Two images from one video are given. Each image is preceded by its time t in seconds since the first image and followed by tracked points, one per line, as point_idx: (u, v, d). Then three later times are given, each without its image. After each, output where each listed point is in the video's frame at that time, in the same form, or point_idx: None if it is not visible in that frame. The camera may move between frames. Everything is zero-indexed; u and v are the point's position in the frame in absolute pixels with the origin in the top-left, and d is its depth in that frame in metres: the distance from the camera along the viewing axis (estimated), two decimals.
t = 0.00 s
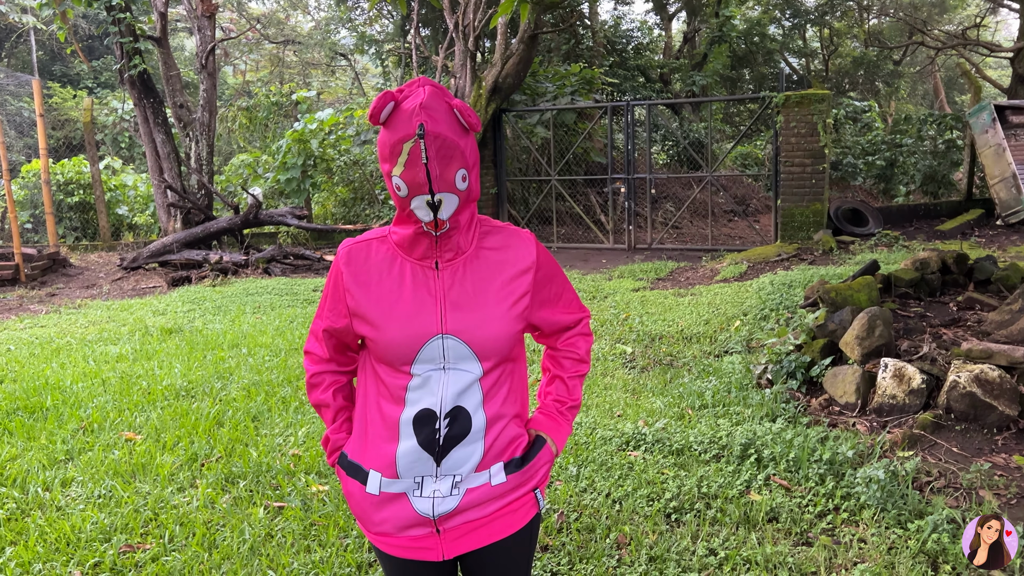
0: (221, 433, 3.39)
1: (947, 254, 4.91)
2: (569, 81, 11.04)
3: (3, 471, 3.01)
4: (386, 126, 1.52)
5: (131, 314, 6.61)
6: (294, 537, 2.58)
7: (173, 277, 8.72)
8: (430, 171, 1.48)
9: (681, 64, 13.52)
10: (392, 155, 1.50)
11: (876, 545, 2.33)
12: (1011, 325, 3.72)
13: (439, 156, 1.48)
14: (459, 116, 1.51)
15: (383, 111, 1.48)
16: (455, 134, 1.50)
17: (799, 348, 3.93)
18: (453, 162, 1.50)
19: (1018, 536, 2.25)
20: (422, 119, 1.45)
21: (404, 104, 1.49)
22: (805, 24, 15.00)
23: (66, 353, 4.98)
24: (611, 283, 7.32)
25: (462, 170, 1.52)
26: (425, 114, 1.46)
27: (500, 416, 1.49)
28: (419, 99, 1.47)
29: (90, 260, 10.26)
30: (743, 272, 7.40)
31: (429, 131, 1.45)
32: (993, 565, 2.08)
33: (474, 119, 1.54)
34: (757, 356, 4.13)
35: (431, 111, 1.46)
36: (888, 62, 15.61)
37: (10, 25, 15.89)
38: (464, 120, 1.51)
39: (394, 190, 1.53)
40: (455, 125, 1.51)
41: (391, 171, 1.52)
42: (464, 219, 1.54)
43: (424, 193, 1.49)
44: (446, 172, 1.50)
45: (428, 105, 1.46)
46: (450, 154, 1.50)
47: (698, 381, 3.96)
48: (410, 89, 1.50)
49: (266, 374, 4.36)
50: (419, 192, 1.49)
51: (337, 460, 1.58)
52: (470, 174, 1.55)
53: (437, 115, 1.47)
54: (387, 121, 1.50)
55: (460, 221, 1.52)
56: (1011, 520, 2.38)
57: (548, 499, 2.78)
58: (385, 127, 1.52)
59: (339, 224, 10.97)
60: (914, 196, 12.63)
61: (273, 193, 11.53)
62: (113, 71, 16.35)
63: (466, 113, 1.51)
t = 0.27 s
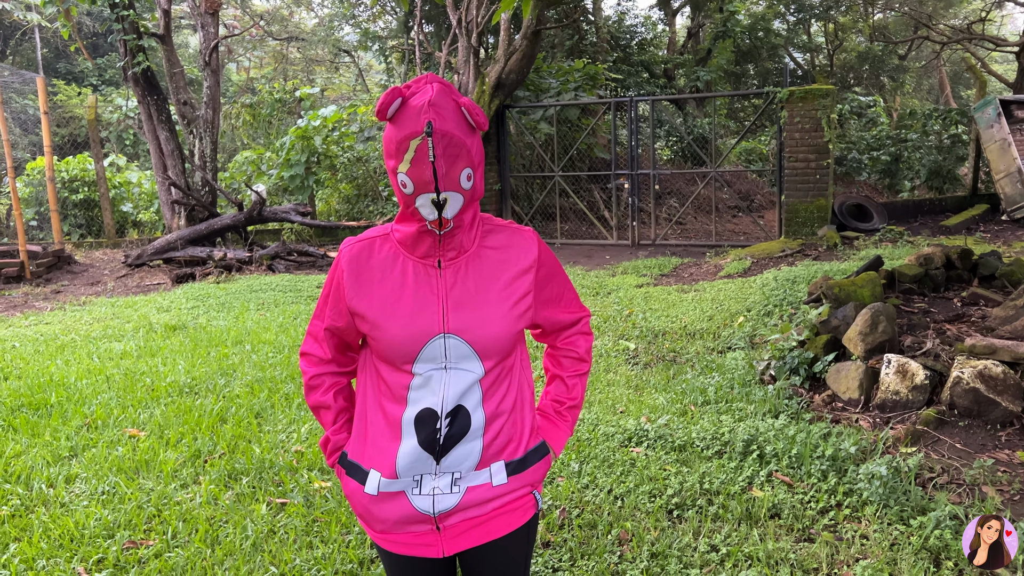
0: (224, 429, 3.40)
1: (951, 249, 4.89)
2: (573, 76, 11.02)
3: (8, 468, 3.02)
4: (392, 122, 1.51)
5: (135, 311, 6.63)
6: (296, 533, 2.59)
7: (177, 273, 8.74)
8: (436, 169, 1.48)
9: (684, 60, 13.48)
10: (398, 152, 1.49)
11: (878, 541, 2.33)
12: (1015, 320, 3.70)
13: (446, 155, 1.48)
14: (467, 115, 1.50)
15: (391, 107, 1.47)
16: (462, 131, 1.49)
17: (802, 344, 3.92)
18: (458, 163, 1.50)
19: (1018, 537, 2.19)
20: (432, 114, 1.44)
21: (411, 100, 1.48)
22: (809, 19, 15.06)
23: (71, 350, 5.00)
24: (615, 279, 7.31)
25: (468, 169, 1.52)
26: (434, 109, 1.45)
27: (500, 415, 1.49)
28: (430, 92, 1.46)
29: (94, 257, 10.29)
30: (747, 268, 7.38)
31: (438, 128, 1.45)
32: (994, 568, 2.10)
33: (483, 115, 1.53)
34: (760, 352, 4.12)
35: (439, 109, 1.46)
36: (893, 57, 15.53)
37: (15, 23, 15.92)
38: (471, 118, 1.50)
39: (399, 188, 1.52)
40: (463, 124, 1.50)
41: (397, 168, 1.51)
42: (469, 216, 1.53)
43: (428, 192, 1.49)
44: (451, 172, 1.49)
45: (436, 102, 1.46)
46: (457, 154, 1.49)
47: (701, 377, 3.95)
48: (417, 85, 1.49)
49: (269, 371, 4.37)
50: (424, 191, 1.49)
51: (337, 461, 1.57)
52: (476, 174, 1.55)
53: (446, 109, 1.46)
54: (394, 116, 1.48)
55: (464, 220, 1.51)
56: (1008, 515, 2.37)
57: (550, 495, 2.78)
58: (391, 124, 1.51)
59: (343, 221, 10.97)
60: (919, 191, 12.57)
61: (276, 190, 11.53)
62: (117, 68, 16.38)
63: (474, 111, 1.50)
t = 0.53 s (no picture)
0: (230, 427, 3.41)
1: (958, 248, 4.87)
2: (579, 74, 11.00)
3: (15, 464, 3.04)
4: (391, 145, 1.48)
5: (142, 309, 6.67)
6: (301, 530, 2.60)
7: (184, 271, 8.78)
8: (441, 207, 1.46)
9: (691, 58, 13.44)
10: (401, 184, 1.47)
11: (883, 539, 2.33)
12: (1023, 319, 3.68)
13: (449, 190, 1.45)
14: (470, 142, 1.47)
15: (388, 134, 1.43)
16: (465, 157, 1.46)
17: (808, 342, 3.91)
18: (463, 194, 1.47)
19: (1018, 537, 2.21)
20: (435, 155, 1.42)
21: (409, 122, 1.44)
22: (816, 17, 15.00)
23: (79, 348, 5.03)
24: (620, 277, 7.31)
25: (473, 196, 1.50)
26: (437, 146, 1.42)
27: (506, 413, 1.49)
28: (430, 130, 1.43)
29: (102, 255, 10.35)
30: (753, 266, 7.36)
31: (440, 169, 1.42)
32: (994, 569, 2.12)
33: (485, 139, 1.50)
34: (765, 351, 4.11)
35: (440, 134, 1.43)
36: (901, 54, 15.45)
37: (24, 21, 16.02)
38: (474, 146, 1.47)
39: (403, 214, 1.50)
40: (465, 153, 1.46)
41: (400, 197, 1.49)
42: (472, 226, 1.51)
43: (434, 226, 1.47)
44: (457, 205, 1.47)
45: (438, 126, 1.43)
46: (460, 186, 1.46)
47: (706, 375, 3.95)
48: (412, 102, 1.45)
49: (275, 368, 4.39)
50: (429, 224, 1.47)
51: (349, 463, 1.58)
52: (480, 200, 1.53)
53: (448, 144, 1.43)
54: (394, 145, 1.45)
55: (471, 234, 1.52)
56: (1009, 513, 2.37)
57: (555, 493, 2.79)
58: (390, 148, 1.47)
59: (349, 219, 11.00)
60: (927, 189, 12.50)
61: (283, 188, 11.57)
62: (125, 67, 16.46)
63: (477, 138, 1.47)
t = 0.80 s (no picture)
0: (237, 426, 3.43)
1: (967, 248, 4.85)
2: (585, 75, 11.01)
3: (24, 463, 3.07)
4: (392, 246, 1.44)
5: (150, 308, 6.70)
6: (307, 529, 2.61)
7: (192, 271, 8.82)
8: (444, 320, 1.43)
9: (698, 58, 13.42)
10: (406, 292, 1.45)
11: (889, 541, 2.32)
12: None
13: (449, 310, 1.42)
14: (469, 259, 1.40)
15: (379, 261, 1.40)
16: (464, 285, 1.41)
17: (815, 343, 3.89)
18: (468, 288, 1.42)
19: (1018, 536, 2.23)
20: (436, 303, 1.40)
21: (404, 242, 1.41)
22: (824, 17, 14.94)
23: (87, 347, 5.06)
24: (626, 277, 7.30)
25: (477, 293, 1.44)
26: (437, 295, 1.40)
27: (517, 419, 1.51)
28: (429, 278, 1.40)
29: (110, 255, 10.40)
30: (759, 267, 7.34)
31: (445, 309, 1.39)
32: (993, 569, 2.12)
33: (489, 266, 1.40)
34: (772, 352, 4.10)
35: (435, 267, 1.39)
36: (909, 55, 15.38)
37: (33, 22, 16.12)
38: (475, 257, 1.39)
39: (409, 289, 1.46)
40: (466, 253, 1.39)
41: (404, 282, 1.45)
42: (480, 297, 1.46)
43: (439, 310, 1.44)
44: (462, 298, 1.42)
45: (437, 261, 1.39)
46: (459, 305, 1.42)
47: (713, 376, 3.94)
48: (412, 224, 1.40)
49: (282, 368, 4.41)
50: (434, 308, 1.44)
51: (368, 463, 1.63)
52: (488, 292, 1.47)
53: (449, 288, 1.40)
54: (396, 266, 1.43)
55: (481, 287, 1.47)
56: (1012, 513, 2.38)
57: (561, 493, 2.79)
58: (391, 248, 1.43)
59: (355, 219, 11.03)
60: (935, 190, 12.45)
61: (290, 188, 11.60)
62: (133, 68, 16.55)
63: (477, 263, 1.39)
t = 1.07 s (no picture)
0: (241, 428, 3.44)
1: (972, 252, 4.84)
2: (590, 77, 11.01)
3: (29, 464, 3.08)
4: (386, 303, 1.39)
5: (155, 310, 6.72)
6: (311, 531, 2.61)
7: (197, 273, 8.85)
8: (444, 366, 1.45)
9: (703, 60, 13.41)
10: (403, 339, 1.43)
11: (894, 545, 2.31)
12: None
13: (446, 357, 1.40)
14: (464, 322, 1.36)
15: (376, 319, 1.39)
16: (460, 338, 1.38)
17: (819, 347, 3.89)
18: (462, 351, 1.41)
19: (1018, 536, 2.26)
20: (429, 359, 1.38)
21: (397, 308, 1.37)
22: (830, 20, 14.89)
23: (92, 348, 5.07)
24: (631, 280, 7.30)
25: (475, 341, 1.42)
26: (430, 352, 1.37)
27: (520, 428, 1.54)
28: (422, 339, 1.37)
29: (116, 256, 10.44)
30: (765, 270, 7.33)
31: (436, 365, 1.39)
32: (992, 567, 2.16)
33: (483, 323, 1.36)
34: (777, 355, 4.10)
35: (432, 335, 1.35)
36: (915, 57, 15.34)
37: (40, 24, 16.19)
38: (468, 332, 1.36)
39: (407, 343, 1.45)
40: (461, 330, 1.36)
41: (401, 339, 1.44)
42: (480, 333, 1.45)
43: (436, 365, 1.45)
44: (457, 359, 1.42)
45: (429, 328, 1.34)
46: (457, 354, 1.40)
47: (717, 379, 3.93)
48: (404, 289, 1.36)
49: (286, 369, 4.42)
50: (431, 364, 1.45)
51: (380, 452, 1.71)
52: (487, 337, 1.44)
53: (443, 345, 1.36)
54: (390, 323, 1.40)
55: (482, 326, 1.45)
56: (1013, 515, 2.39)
57: (564, 496, 2.78)
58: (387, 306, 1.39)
59: (360, 221, 11.05)
60: (941, 193, 12.41)
61: (295, 190, 11.63)
62: (139, 70, 16.61)
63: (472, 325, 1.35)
